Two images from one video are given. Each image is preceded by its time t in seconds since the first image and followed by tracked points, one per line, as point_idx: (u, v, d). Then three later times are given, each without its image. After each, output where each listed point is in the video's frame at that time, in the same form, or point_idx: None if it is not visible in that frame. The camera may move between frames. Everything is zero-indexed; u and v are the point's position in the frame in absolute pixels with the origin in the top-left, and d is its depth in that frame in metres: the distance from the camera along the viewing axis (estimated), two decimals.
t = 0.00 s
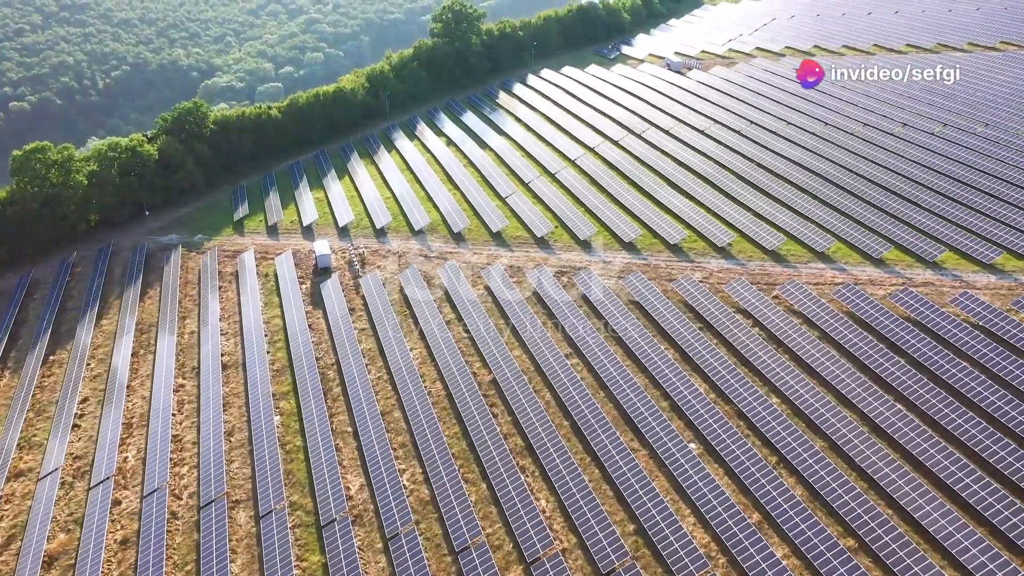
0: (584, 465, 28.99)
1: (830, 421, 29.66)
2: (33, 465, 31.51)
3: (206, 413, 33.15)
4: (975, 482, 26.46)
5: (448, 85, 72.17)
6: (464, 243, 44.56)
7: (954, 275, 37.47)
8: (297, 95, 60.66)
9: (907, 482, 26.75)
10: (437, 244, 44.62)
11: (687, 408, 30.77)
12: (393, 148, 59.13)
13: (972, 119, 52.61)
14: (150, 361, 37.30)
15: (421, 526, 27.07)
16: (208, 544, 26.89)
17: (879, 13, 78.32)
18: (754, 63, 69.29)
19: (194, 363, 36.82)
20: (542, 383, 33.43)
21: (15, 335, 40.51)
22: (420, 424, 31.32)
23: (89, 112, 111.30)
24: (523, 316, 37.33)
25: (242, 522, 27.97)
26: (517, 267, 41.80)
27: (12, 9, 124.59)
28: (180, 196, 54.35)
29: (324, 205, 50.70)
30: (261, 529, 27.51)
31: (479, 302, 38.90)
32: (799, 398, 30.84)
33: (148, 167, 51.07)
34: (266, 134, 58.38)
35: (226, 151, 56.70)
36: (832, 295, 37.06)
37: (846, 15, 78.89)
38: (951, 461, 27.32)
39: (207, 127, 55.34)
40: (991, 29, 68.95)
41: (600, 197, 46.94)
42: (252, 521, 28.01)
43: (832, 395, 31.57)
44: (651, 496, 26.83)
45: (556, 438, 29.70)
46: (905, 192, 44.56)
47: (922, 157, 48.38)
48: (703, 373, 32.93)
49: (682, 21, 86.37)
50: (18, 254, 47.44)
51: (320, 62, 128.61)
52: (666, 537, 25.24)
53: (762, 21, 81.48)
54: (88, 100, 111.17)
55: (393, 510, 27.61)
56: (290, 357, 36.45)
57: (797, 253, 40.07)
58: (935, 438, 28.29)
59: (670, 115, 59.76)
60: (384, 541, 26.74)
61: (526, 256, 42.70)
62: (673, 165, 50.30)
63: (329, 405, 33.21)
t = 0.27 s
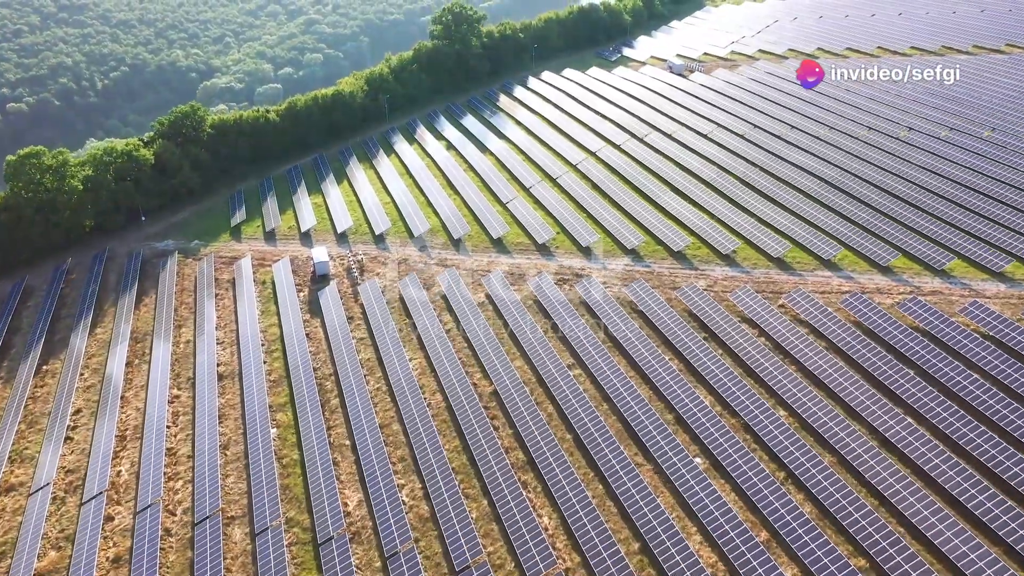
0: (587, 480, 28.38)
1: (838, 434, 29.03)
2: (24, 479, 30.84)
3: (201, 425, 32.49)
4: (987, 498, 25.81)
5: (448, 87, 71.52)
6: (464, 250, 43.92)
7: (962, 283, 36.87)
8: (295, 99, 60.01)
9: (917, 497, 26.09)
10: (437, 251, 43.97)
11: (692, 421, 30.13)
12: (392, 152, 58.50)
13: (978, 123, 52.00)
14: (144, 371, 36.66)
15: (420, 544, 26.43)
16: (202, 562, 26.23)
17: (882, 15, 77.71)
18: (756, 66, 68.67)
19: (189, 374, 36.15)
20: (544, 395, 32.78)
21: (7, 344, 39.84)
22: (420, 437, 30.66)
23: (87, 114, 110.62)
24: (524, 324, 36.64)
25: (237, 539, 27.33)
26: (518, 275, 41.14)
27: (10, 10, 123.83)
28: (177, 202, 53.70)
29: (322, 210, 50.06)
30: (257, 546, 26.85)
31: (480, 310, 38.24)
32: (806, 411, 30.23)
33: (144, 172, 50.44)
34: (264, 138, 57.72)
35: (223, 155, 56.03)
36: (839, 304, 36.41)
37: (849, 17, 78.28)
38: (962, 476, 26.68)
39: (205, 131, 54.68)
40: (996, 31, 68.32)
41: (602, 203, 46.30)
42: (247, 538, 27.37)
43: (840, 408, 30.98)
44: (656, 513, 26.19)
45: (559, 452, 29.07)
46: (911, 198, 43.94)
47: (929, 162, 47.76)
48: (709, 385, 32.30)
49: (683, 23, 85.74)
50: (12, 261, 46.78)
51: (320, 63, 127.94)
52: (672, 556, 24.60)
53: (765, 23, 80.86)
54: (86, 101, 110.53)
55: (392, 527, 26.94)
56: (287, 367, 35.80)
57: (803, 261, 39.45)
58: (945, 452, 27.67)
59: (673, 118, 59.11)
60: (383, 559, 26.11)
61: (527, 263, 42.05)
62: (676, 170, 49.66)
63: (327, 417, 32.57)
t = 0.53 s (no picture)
0: (591, 499, 27.68)
1: (848, 451, 28.31)
2: (14, 496, 30.08)
3: (195, 440, 31.72)
4: (1002, 518, 25.02)
5: (449, 90, 70.78)
6: (465, 257, 43.17)
7: (973, 294, 36.14)
8: (293, 102, 59.26)
9: (930, 518, 25.32)
10: (437, 259, 43.23)
11: (699, 437, 29.39)
12: (392, 157, 57.76)
13: (986, 128, 51.25)
14: (138, 383, 35.89)
15: (420, 566, 25.71)
16: None
17: (886, 17, 76.98)
18: (760, 69, 67.93)
19: (184, 386, 35.38)
20: (546, 409, 32.03)
21: None
22: (420, 453, 29.91)
23: (85, 115, 109.79)
24: (526, 335, 35.85)
25: (232, 560, 26.61)
26: (520, 283, 40.42)
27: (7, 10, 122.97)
28: (173, 207, 52.97)
29: (320, 216, 49.31)
30: (252, 568, 26.12)
31: (480, 321, 37.49)
32: (815, 427, 29.51)
33: (140, 178, 49.72)
34: (262, 142, 56.95)
35: (220, 159, 55.25)
36: (848, 315, 35.66)
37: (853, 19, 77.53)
38: (976, 496, 25.92)
39: (201, 135, 53.91)
40: (1002, 34, 67.55)
41: (605, 209, 45.55)
42: (242, 559, 26.65)
43: (850, 423, 30.26)
44: (662, 533, 25.44)
45: (561, 469, 28.33)
46: (919, 204, 43.19)
47: (936, 167, 47.00)
48: (715, 399, 31.55)
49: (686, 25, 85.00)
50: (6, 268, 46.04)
51: (319, 64, 127.13)
52: None
53: (768, 25, 80.12)
54: (85, 102, 109.82)
55: (391, 548, 26.18)
56: (284, 379, 35.05)
57: (810, 270, 38.71)
58: (958, 468, 26.99)
59: (676, 123, 58.34)
60: None
61: (529, 271, 41.32)
62: (680, 176, 48.91)
63: (324, 432, 31.82)
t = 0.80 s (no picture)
0: (596, 522, 26.88)
1: (859, 471, 27.50)
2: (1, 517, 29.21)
3: (188, 458, 30.85)
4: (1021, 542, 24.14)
5: (449, 94, 69.94)
6: (465, 267, 42.33)
7: (986, 306, 35.34)
8: (291, 107, 58.40)
9: (946, 541, 24.44)
10: (437, 269, 42.39)
11: (707, 456, 28.58)
12: (391, 163, 56.92)
13: (995, 134, 50.44)
14: (131, 398, 35.02)
15: None
16: None
17: (891, 20, 76.17)
18: (764, 73, 67.10)
19: (178, 401, 34.50)
20: (549, 426, 31.18)
21: None
22: (419, 473, 29.05)
23: (83, 116, 108.95)
24: (528, 348, 34.99)
25: None
26: (521, 295, 39.61)
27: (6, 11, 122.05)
28: (169, 214, 52.10)
29: (318, 224, 48.47)
30: None
31: (482, 333, 36.65)
32: (827, 446, 28.71)
33: (135, 185, 48.87)
34: (260, 148, 56.11)
35: (217, 165, 54.37)
36: (858, 328, 34.81)
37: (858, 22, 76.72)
38: (993, 519, 25.07)
39: (198, 140, 53.03)
40: (1009, 37, 66.72)
41: (608, 217, 44.72)
42: None
43: (861, 442, 29.45)
44: (669, 557, 24.61)
45: (565, 490, 27.48)
46: (929, 213, 42.37)
47: (945, 174, 46.19)
48: (723, 416, 30.73)
49: (688, 28, 84.18)
50: None
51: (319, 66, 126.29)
52: None
53: (771, 28, 79.34)
54: (83, 104, 108.95)
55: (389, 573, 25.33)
56: (280, 394, 34.23)
57: (819, 281, 37.89)
58: (974, 490, 26.16)
59: (679, 128, 57.49)
60: None
61: (531, 282, 40.51)
62: (684, 183, 48.06)
63: (321, 449, 31.00)
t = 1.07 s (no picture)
0: (601, 544, 26.14)
1: (872, 491, 26.71)
2: None
3: (182, 475, 30.09)
4: None
5: (449, 98, 69.16)
6: (466, 276, 41.57)
7: (998, 318, 34.58)
8: (289, 112, 57.63)
9: (963, 566, 23.62)
10: (437, 278, 41.65)
11: (714, 475, 27.81)
12: (391, 168, 56.17)
13: (1004, 139, 49.69)
14: (124, 412, 34.23)
15: None
16: None
17: (896, 22, 75.45)
18: (767, 77, 66.33)
19: (172, 416, 33.73)
20: (552, 443, 30.41)
21: None
22: (419, 492, 28.28)
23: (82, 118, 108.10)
24: (530, 361, 34.21)
25: None
26: (523, 305, 38.84)
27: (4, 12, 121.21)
28: (165, 221, 51.32)
29: (316, 231, 47.72)
30: None
31: (483, 345, 35.88)
32: (837, 464, 27.95)
33: (130, 191, 48.09)
34: (257, 153, 55.34)
35: (214, 171, 53.60)
36: (867, 341, 34.02)
37: (862, 24, 75.99)
38: (1012, 542, 24.26)
39: (194, 146, 52.27)
40: (1016, 40, 65.95)
41: (611, 225, 43.98)
42: None
43: (873, 460, 28.69)
44: None
45: (569, 510, 26.69)
46: (938, 221, 41.62)
47: (954, 181, 45.44)
48: (731, 433, 29.97)
49: (690, 31, 83.43)
50: None
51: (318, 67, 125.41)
52: None
53: (775, 30, 78.61)
54: (81, 105, 108.09)
55: None
56: (276, 408, 33.47)
57: (827, 291, 37.12)
58: (990, 512, 25.33)
59: (683, 133, 56.71)
60: None
61: (533, 291, 39.75)
62: (688, 189, 47.29)
63: (319, 467, 30.24)
